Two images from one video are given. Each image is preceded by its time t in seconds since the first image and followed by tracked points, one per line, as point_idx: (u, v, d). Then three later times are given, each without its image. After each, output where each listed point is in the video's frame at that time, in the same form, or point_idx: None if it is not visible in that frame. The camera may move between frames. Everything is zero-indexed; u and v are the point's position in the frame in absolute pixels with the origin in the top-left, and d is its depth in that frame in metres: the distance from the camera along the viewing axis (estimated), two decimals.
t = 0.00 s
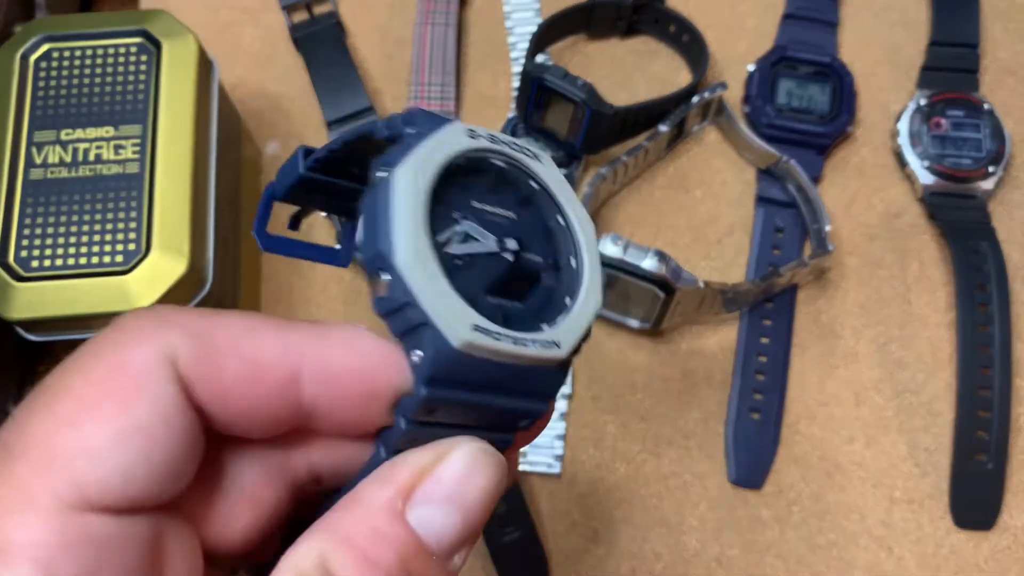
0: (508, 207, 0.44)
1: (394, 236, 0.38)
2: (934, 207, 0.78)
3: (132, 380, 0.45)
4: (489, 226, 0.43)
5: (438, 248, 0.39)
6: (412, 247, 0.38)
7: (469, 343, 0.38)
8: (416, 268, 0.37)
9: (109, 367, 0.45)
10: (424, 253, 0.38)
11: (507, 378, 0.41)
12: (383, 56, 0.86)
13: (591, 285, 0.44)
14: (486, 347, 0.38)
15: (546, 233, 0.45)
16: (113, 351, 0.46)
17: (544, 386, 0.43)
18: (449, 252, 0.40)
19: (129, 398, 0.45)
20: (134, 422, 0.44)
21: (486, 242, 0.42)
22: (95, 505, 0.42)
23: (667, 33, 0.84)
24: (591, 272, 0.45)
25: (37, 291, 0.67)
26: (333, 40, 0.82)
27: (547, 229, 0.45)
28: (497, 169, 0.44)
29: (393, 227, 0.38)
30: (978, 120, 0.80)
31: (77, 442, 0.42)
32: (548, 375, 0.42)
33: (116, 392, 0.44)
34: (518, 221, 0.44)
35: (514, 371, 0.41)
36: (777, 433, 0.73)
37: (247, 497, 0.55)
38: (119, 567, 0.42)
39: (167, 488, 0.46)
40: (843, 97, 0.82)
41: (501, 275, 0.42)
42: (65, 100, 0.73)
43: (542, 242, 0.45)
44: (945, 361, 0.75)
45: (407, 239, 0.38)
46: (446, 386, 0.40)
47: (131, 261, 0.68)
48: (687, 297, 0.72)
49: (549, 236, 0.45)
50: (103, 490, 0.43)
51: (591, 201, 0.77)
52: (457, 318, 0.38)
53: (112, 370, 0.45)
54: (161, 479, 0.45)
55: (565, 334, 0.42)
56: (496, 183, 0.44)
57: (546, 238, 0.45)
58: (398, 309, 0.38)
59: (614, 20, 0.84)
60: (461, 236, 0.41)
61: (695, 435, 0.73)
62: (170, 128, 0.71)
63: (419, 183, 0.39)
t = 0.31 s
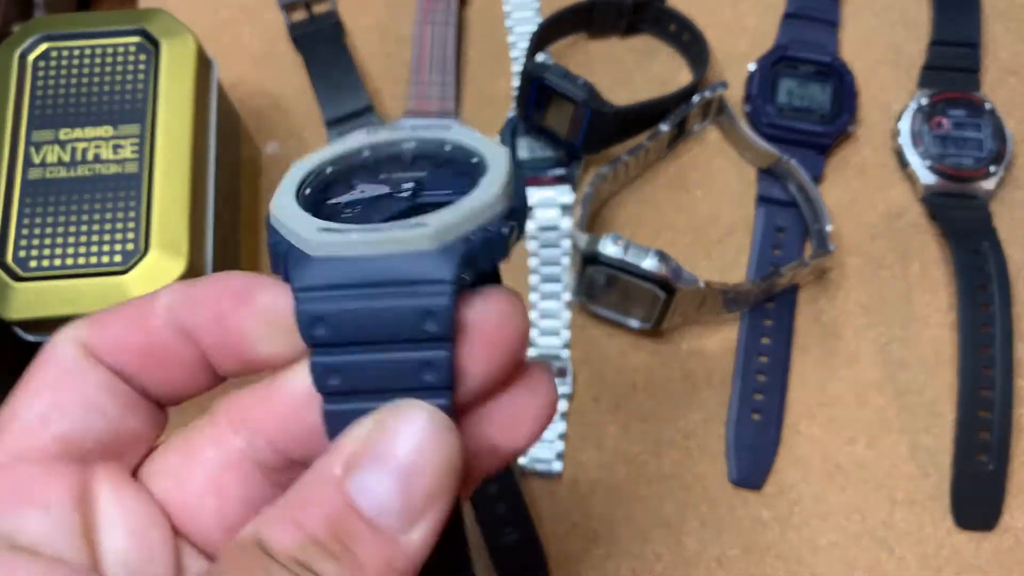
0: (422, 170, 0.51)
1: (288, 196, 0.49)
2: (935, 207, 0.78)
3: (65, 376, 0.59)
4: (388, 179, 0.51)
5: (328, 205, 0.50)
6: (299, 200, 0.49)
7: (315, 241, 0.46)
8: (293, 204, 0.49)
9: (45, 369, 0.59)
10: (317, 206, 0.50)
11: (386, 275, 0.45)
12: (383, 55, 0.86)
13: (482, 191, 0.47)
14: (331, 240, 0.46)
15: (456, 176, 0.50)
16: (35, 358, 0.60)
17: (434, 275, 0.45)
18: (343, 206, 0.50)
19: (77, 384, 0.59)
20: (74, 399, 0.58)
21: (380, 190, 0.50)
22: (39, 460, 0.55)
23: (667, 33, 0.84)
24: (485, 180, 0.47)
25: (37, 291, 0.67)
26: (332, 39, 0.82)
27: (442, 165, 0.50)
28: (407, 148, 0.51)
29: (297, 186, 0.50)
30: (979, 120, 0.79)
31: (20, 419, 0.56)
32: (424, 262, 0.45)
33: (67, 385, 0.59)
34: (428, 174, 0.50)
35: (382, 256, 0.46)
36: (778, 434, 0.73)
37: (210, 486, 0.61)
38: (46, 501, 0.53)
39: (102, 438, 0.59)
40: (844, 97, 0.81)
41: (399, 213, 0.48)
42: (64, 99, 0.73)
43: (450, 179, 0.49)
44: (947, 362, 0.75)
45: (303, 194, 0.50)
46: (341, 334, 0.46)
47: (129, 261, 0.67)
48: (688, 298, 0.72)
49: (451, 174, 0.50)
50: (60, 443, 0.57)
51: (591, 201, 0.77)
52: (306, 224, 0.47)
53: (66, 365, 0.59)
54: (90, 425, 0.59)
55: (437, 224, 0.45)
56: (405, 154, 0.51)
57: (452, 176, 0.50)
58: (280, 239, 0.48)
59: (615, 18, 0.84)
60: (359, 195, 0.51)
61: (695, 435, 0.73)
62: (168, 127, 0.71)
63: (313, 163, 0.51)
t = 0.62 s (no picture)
0: (265, 190, 0.43)
1: (165, 303, 0.44)
2: (934, 207, 0.78)
3: (85, 351, 0.53)
4: (245, 221, 0.43)
5: (204, 280, 0.44)
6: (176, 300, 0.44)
7: (206, 359, 0.41)
8: (171, 307, 0.44)
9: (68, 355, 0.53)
10: (190, 299, 0.44)
11: (274, 365, 0.40)
12: (383, 55, 0.86)
13: (319, 206, 0.38)
14: (222, 357, 0.40)
15: (294, 190, 0.41)
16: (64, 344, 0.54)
17: (313, 351, 0.39)
18: (214, 274, 0.43)
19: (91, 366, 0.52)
20: (88, 382, 0.52)
21: (238, 242, 0.43)
22: (61, 452, 0.50)
23: (667, 33, 0.84)
24: (316, 190, 0.39)
25: (38, 291, 0.67)
26: (333, 39, 0.82)
27: (279, 173, 0.42)
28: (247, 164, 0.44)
29: (166, 279, 0.44)
30: (978, 120, 0.80)
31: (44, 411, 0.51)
32: (305, 344, 0.38)
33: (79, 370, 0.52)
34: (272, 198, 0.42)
35: (265, 355, 0.39)
36: (777, 434, 0.73)
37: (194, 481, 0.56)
38: (73, 493, 0.48)
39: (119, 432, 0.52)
40: (844, 97, 0.81)
41: (259, 265, 0.41)
42: (65, 100, 0.73)
43: (290, 201, 0.41)
44: (946, 362, 0.75)
45: (178, 283, 0.44)
46: (275, 419, 0.42)
47: (129, 261, 0.68)
48: (687, 298, 0.72)
49: (299, 188, 0.41)
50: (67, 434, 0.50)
51: (591, 201, 0.77)
52: (194, 335, 0.42)
53: (85, 345, 0.53)
54: (114, 413, 0.52)
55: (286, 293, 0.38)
56: (249, 174, 0.44)
57: (297, 192, 0.41)
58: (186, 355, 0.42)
59: (615, 19, 0.84)
60: (223, 252, 0.43)
61: (695, 435, 0.73)
62: (169, 128, 0.71)
63: (169, 235, 0.45)
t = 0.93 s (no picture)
0: (379, 218, 0.49)
1: (284, 326, 0.44)
2: (934, 207, 0.78)
3: (122, 327, 0.57)
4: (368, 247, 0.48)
5: (328, 304, 0.46)
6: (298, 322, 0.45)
7: (374, 363, 0.44)
8: (305, 335, 0.44)
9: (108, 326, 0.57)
10: (316, 322, 0.45)
11: (445, 361, 0.46)
12: (383, 55, 0.86)
13: (477, 234, 0.47)
14: (394, 358, 0.44)
15: (418, 217, 0.49)
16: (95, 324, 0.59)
17: (479, 345, 0.46)
18: (341, 297, 0.47)
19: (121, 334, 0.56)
20: (113, 350, 0.56)
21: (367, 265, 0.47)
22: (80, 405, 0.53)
23: (667, 33, 0.84)
24: (469, 213, 0.47)
25: (38, 291, 0.67)
26: (333, 39, 0.82)
27: (422, 212, 0.49)
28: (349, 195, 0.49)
29: (277, 304, 0.45)
30: (978, 120, 0.80)
31: (68, 369, 0.55)
32: (477, 338, 0.46)
33: (111, 338, 0.56)
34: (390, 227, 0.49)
35: (442, 352, 0.45)
36: (777, 433, 0.73)
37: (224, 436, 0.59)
38: (89, 441, 0.51)
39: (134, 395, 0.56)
40: (844, 97, 0.81)
41: (397, 282, 0.47)
42: (65, 100, 0.73)
43: (417, 226, 0.49)
44: (946, 362, 0.75)
45: (292, 309, 0.45)
46: (394, 398, 0.45)
47: (130, 261, 0.68)
48: (687, 298, 0.72)
49: (425, 216, 0.49)
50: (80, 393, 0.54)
51: (591, 201, 0.77)
52: (351, 350, 0.44)
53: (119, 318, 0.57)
54: (135, 377, 0.56)
55: (464, 299, 0.45)
56: (354, 206, 0.49)
57: (423, 220, 0.49)
58: (308, 374, 0.44)
59: (615, 19, 0.84)
60: (340, 280, 0.47)
61: (695, 435, 0.73)
62: (169, 128, 0.71)
63: (271, 265, 0.46)
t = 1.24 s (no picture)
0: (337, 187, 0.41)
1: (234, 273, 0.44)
2: (934, 208, 0.78)
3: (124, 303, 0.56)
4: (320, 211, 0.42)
5: (267, 257, 0.43)
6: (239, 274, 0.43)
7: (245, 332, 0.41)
8: (232, 277, 0.43)
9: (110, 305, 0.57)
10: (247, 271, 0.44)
11: (305, 354, 0.39)
12: (383, 55, 0.86)
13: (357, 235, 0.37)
14: (255, 334, 0.40)
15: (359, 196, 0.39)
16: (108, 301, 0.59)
17: (329, 353, 0.38)
18: (275, 256, 0.43)
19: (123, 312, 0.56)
20: (113, 325, 0.55)
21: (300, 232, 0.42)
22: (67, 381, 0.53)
23: (667, 33, 0.84)
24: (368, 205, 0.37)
25: (38, 290, 0.67)
26: (333, 39, 0.82)
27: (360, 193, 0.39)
28: (329, 153, 0.42)
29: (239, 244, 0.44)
30: (978, 120, 0.80)
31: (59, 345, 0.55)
32: (317, 344, 0.38)
33: (111, 316, 0.56)
34: (343, 197, 0.40)
35: (295, 343, 0.39)
36: (777, 433, 0.73)
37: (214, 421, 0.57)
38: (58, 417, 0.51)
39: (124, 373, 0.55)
40: (844, 97, 0.81)
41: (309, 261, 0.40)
42: (65, 100, 0.73)
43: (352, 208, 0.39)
44: (946, 362, 0.75)
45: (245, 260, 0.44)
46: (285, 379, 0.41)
47: (130, 261, 0.68)
48: (688, 298, 0.72)
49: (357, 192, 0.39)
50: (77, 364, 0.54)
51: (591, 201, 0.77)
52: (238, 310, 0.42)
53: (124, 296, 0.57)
54: (123, 353, 0.55)
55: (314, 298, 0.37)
56: (333, 168, 0.42)
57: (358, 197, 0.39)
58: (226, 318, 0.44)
59: (615, 19, 0.84)
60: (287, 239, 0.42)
61: (695, 435, 0.73)
62: (169, 128, 0.71)
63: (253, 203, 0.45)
